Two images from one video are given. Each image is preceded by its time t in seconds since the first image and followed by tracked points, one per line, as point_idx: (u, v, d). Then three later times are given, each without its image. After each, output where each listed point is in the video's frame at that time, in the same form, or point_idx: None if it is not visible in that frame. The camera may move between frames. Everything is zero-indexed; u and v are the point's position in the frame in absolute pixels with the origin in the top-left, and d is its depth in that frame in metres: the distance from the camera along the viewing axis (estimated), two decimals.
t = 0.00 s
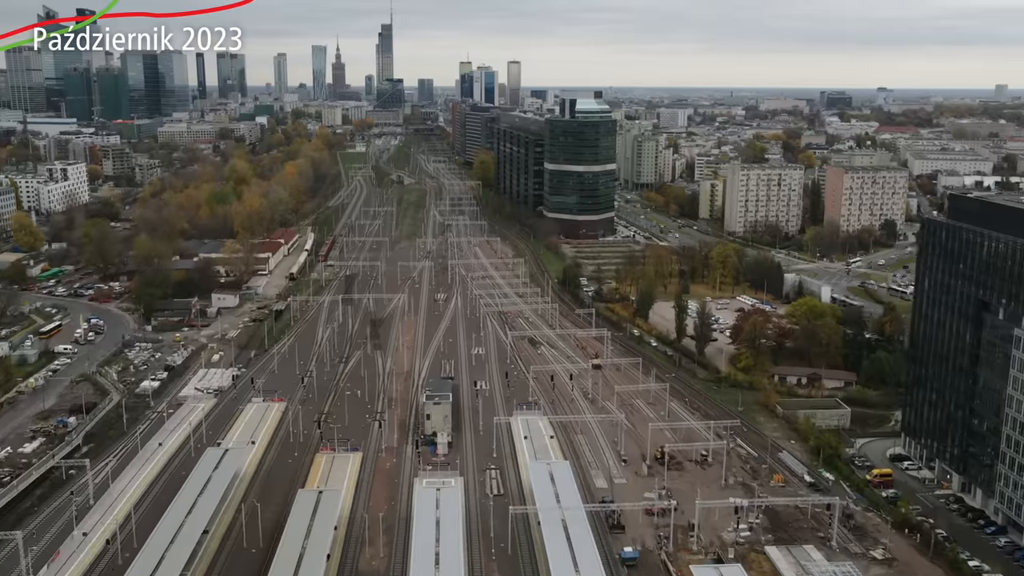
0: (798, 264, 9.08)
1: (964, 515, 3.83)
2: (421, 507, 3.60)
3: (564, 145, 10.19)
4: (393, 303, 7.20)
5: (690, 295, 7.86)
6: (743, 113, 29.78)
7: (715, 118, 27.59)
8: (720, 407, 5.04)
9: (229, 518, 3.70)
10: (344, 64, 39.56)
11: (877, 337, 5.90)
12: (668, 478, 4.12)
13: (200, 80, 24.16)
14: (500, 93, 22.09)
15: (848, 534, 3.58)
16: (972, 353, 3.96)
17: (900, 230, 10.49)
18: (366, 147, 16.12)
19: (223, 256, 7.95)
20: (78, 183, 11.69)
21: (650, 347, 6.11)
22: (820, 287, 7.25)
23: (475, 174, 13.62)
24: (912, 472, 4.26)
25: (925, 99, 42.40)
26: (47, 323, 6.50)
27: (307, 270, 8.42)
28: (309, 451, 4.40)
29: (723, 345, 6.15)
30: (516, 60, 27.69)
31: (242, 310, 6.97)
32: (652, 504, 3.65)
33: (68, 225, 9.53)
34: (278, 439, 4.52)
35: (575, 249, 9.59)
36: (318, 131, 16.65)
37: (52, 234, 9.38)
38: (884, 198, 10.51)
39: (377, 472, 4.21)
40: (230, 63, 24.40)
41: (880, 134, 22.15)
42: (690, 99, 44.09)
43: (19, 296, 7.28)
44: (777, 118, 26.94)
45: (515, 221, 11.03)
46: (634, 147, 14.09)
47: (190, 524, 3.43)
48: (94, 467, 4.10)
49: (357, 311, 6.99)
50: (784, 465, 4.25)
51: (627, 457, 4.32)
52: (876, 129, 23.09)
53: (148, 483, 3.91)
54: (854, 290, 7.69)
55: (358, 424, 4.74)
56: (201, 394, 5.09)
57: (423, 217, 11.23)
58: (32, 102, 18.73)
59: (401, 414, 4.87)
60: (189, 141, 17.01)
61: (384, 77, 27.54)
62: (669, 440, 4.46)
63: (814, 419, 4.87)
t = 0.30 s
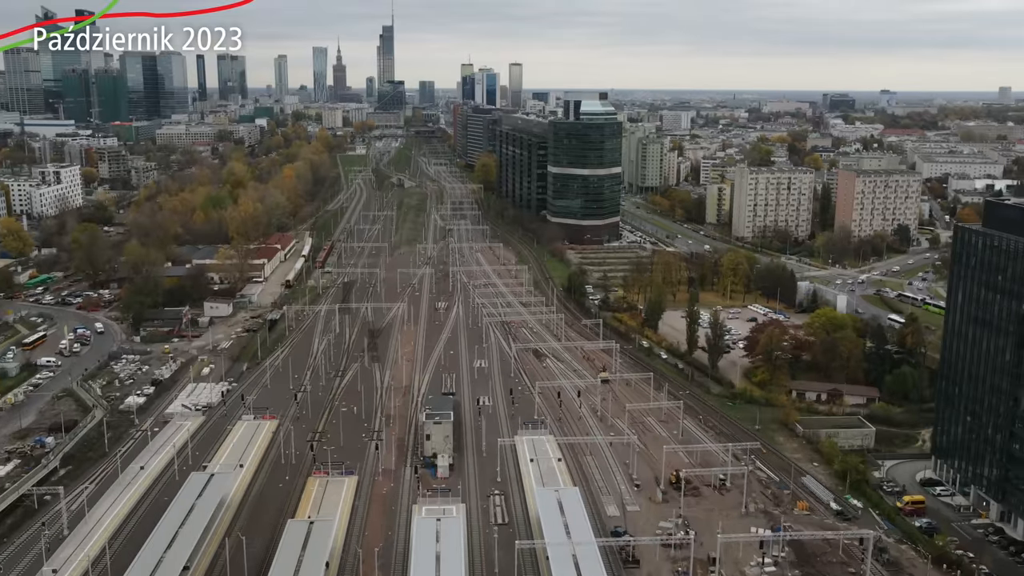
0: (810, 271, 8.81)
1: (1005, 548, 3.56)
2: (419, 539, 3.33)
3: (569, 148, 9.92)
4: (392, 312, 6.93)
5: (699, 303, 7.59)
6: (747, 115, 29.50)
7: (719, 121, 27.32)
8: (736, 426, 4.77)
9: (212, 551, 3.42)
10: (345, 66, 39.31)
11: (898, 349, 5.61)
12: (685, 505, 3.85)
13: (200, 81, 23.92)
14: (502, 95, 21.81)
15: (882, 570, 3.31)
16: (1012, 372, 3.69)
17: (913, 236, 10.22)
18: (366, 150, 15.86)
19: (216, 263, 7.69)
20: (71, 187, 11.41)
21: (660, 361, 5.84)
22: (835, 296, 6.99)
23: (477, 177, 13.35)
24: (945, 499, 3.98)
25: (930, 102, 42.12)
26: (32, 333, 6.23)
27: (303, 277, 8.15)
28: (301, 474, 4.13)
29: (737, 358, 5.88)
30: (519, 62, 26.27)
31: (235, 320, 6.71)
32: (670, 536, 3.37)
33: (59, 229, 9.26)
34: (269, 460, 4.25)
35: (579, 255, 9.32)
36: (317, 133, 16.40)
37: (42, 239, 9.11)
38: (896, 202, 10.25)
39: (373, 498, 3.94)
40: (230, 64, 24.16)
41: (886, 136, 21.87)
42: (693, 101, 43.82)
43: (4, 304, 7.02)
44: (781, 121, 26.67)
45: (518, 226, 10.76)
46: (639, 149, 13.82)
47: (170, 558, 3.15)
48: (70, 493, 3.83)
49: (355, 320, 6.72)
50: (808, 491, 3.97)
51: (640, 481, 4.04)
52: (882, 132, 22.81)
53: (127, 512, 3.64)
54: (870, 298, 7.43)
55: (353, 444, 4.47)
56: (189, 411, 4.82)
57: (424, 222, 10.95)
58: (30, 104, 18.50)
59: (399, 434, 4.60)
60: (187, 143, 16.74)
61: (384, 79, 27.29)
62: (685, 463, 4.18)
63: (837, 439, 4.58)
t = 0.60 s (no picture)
0: (824, 277, 8.50)
1: None
2: None
3: (574, 149, 9.61)
4: (390, 322, 6.62)
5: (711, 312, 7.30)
6: (751, 115, 29.17)
7: (722, 121, 26.99)
8: (757, 448, 4.45)
9: None
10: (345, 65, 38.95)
11: (924, 363, 5.31)
12: (706, 539, 3.53)
13: (199, 81, 23.62)
14: (504, 95, 21.50)
15: None
16: None
17: (929, 240, 9.90)
18: (366, 151, 15.55)
19: (207, 270, 7.39)
20: (62, 190, 11.08)
21: (673, 376, 5.53)
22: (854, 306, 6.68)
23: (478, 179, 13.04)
24: (989, 532, 3.67)
25: (935, 102, 41.72)
26: (11, 346, 5.93)
27: (299, 284, 7.85)
28: (290, 504, 3.82)
29: (753, 373, 5.57)
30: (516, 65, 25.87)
31: (226, 331, 6.40)
32: None
33: (47, 234, 8.95)
34: (255, 489, 3.95)
35: (585, 261, 9.02)
36: (317, 134, 16.08)
37: (30, 244, 8.80)
38: (911, 206, 9.94)
39: (367, 532, 3.63)
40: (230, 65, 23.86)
41: (893, 137, 21.54)
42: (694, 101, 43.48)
43: None
44: (786, 121, 26.34)
45: (521, 231, 10.45)
46: (644, 151, 13.51)
47: None
48: (38, 528, 3.52)
49: (352, 331, 6.42)
50: (838, 523, 3.66)
51: (656, 513, 3.73)
52: (889, 133, 22.48)
53: (97, 549, 3.32)
54: (889, 307, 7.12)
55: (347, 469, 4.16)
56: (172, 432, 4.51)
57: (424, 226, 10.64)
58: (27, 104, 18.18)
59: (396, 458, 4.29)
60: (185, 143, 16.42)
61: (385, 79, 26.99)
62: (704, 493, 3.87)
63: (866, 464, 4.26)
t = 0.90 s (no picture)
0: (837, 284, 8.22)
1: None
2: None
3: (578, 152, 9.33)
4: (388, 333, 6.35)
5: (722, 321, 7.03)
6: (753, 115, 28.89)
7: (725, 121, 26.71)
8: (779, 472, 4.18)
9: None
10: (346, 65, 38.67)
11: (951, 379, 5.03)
12: None
13: (198, 81, 23.31)
14: (505, 96, 21.21)
15: None
16: None
17: (943, 244, 9.63)
18: (365, 152, 15.26)
19: (199, 275, 7.11)
20: (54, 193, 10.76)
21: (686, 393, 5.25)
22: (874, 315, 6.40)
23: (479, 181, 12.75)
24: None
25: (938, 102, 41.45)
26: None
27: (293, 292, 7.57)
28: (278, 536, 3.54)
29: (770, 389, 5.29)
30: (517, 65, 25.68)
31: (216, 341, 6.12)
32: None
33: (35, 237, 8.65)
34: (241, 519, 3.66)
35: (590, 267, 8.75)
36: (315, 135, 15.78)
37: (17, 249, 8.51)
38: (925, 209, 9.66)
39: (361, 566, 3.34)
40: (230, 64, 23.55)
41: (899, 137, 21.24)
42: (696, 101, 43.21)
43: None
44: (789, 121, 26.07)
45: (523, 235, 10.17)
46: (648, 152, 13.23)
47: None
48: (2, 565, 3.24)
49: (348, 343, 6.14)
50: (871, 559, 3.38)
51: (674, 546, 3.45)
52: (895, 133, 22.19)
53: None
54: (908, 315, 6.85)
55: (340, 495, 3.88)
56: (154, 454, 4.23)
57: (424, 229, 10.36)
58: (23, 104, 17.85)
59: (393, 483, 4.01)
60: (181, 144, 16.11)
61: (385, 79, 26.69)
62: (725, 524, 3.59)
63: (896, 490, 3.99)
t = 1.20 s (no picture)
0: (853, 291, 7.92)
1: None
2: None
3: (584, 154, 9.01)
4: (386, 345, 6.04)
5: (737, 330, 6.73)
6: (757, 114, 28.55)
7: (729, 120, 26.39)
8: (808, 502, 3.86)
9: None
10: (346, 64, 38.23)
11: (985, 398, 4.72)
12: None
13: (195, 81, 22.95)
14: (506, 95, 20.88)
15: None
16: None
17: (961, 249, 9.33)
18: (364, 152, 14.93)
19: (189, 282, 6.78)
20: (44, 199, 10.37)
21: (703, 413, 4.94)
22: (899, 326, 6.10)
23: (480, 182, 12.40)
24: None
25: (943, 101, 41.16)
26: None
27: (288, 300, 7.26)
28: None
29: (792, 408, 4.98)
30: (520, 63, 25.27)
31: (205, 355, 5.81)
32: None
33: (20, 243, 8.32)
34: (224, 559, 3.35)
35: (596, 272, 8.46)
36: (313, 135, 15.44)
37: (2, 255, 8.18)
38: (942, 212, 9.35)
39: None
40: (228, 63, 23.18)
41: (906, 137, 20.92)
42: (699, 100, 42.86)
43: None
44: (794, 120, 25.74)
45: (527, 239, 9.86)
46: (654, 152, 12.90)
47: None
48: None
49: (344, 357, 5.84)
50: None
51: None
52: (902, 132, 21.87)
53: None
54: (930, 326, 6.54)
55: (333, 531, 3.57)
56: (132, 483, 3.92)
57: (425, 233, 10.04)
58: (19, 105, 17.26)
59: (390, 517, 3.70)
60: (177, 144, 15.75)
61: (385, 78, 26.35)
62: (753, 566, 3.27)
63: (935, 524, 3.67)
